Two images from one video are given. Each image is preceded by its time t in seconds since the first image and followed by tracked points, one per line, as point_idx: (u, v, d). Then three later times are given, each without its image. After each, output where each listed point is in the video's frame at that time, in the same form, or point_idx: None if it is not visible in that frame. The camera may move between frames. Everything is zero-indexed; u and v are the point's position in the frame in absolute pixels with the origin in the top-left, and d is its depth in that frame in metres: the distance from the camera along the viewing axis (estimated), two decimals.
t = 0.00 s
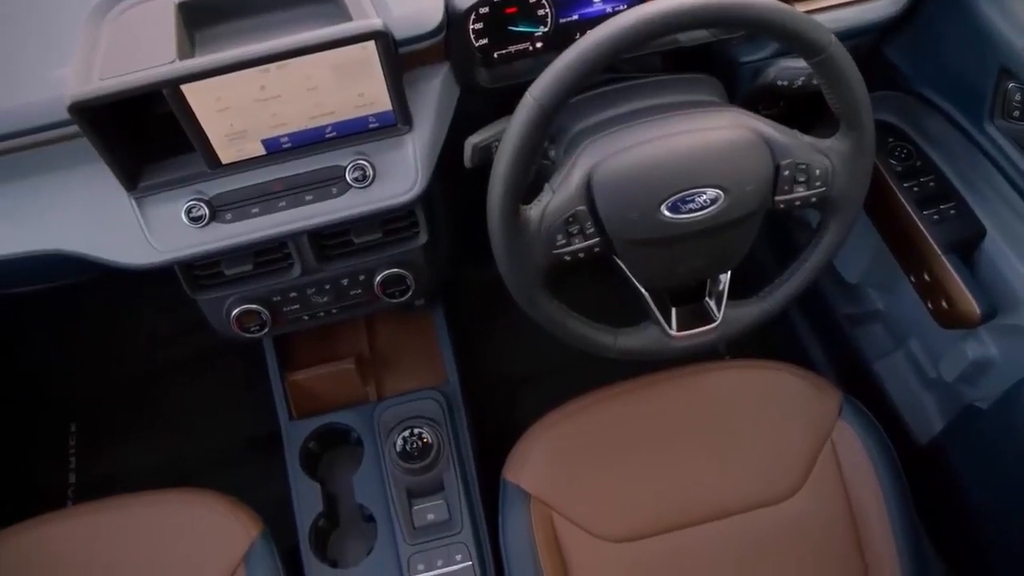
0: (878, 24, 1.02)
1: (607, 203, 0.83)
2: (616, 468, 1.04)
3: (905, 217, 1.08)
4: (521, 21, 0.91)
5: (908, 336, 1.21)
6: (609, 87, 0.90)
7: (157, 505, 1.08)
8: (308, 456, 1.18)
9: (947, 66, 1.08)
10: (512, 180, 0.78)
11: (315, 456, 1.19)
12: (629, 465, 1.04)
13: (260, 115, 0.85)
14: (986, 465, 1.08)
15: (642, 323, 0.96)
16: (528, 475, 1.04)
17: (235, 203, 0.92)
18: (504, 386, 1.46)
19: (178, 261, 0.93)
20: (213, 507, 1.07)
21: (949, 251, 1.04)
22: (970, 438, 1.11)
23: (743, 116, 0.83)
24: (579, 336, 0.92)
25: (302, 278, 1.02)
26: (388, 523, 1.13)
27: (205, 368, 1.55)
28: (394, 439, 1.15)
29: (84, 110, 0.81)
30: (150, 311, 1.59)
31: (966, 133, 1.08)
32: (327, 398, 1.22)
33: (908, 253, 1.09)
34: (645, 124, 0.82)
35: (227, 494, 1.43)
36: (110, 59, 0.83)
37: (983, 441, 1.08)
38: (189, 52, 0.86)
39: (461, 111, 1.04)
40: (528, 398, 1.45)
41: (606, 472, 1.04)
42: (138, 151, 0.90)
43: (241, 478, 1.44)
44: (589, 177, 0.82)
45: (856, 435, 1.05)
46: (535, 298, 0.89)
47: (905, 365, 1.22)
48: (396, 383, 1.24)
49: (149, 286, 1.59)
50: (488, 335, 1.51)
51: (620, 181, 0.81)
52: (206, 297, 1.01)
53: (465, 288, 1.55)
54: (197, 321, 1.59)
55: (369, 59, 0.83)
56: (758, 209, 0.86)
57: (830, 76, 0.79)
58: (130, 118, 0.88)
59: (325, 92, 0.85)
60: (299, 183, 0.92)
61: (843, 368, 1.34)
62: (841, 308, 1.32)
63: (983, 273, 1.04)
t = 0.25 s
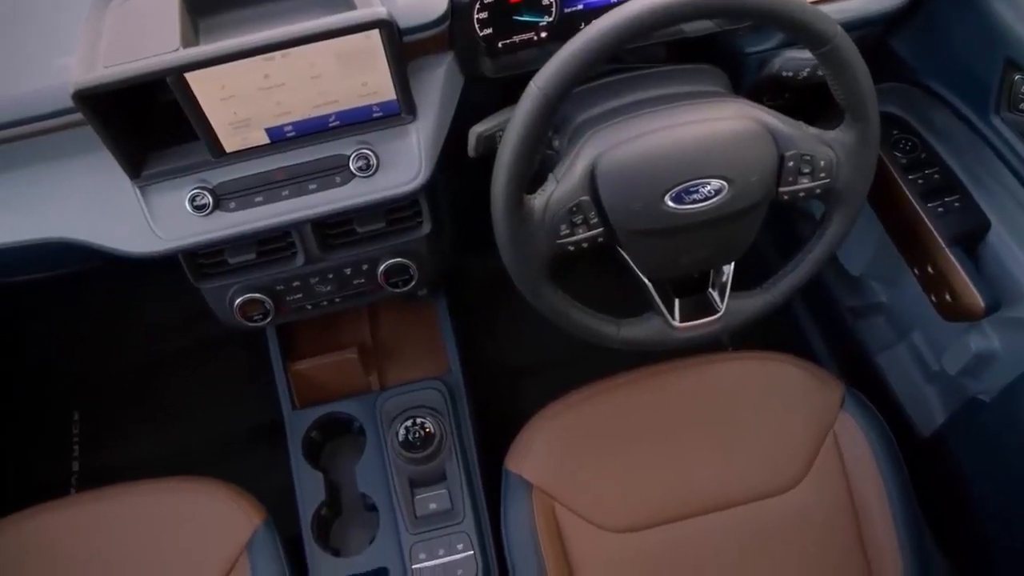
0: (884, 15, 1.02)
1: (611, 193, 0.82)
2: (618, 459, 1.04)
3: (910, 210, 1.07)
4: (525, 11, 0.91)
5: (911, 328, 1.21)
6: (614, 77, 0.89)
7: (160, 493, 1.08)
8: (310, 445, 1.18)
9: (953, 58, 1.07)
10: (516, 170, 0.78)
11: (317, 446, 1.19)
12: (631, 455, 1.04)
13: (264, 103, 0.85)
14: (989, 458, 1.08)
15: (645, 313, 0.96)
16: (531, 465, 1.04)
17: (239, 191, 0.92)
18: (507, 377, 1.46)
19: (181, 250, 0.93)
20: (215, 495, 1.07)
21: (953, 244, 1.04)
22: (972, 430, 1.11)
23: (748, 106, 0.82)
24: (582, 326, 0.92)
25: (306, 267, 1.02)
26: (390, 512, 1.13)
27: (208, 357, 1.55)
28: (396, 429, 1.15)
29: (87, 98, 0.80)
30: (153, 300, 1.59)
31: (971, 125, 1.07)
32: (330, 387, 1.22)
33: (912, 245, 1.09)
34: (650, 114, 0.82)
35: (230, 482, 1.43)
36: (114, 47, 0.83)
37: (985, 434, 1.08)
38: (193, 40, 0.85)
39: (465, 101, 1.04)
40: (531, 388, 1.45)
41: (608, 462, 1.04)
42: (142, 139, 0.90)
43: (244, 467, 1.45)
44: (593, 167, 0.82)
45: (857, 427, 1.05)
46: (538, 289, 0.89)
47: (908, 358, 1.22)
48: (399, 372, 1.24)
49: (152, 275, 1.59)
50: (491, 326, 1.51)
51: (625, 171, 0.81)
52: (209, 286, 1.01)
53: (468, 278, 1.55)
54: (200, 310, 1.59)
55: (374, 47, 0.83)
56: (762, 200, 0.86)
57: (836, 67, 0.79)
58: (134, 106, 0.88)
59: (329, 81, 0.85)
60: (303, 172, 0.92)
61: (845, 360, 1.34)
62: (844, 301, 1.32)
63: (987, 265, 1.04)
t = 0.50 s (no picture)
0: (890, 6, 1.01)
1: (615, 183, 0.82)
2: (620, 449, 1.04)
3: (915, 203, 1.07)
4: (529, 1, 0.91)
5: (914, 321, 1.21)
6: (618, 67, 0.89)
7: (162, 481, 1.08)
8: (313, 435, 1.18)
9: (958, 49, 1.07)
10: (520, 159, 0.78)
11: (320, 435, 1.20)
12: (633, 446, 1.04)
13: (268, 92, 0.85)
14: (991, 451, 1.09)
15: (648, 304, 0.96)
16: (533, 455, 1.04)
17: (243, 180, 0.92)
18: (508, 367, 1.46)
19: (185, 238, 0.93)
20: (218, 483, 1.08)
21: (956, 237, 1.04)
22: (974, 423, 1.11)
23: (753, 97, 0.82)
24: (585, 316, 0.92)
25: (308, 256, 1.02)
26: (392, 501, 1.13)
27: (211, 346, 1.55)
28: (399, 418, 1.15)
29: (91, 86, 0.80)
30: (156, 288, 1.59)
31: (976, 116, 1.07)
32: (332, 376, 1.23)
33: (916, 237, 1.09)
34: (654, 104, 0.82)
35: (232, 471, 1.44)
36: (118, 34, 0.83)
37: (987, 426, 1.08)
38: (198, 28, 0.85)
39: (469, 90, 1.04)
40: (533, 378, 1.45)
41: (610, 453, 1.04)
42: (146, 127, 0.90)
43: (246, 455, 1.45)
44: (597, 157, 0.82)
45: (860, 419, 1.05)
46: (541, 278, 0.89)
47: (910, 351, 1.22)
48: (402, 362, 1.24)
49: (155, 265, 1.59)
50: (493, 316, 1.51)
51: (629, 161, 0.81)
52: (212, 275, 1.01)
53: (470, 268, 1.55)
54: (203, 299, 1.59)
55: (378, 36, 0.82)
56: (766, 191, 0.85)
57: (841, 57, 0.78)
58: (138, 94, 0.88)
59: (333, 70, 0.85)
60: (306, 160, 0.92)
61: (848, 353, 1.34)
62: (846, 293, 1.32)
63: (991, 258, 1.04)
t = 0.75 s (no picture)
0: None
1: (619, 172, 0.82)
2: (623, 440, 1.04)
3: (920, 195, 1.07)
4: None
5: (917, 314, 1.20)
6: (623, 57, 0.89)
7: (165, 469, 1.09)
8: (316, 424, 1.18)
9: (965, 41, 1.06)
10: (524, 149, 0.78)
11: (323, 424, 1.20)
12: (636, 437, 1.04)
13: (271, 80, 0.85)
14: (993, 443, 1.09)
15: (651, 294, 0.96)
16: (535, 445, 1.05)
17: (246, 168, 0.92)
18: (511, 358, 1.46)
19: (189, 227, 0.93)
20: (221, 471, 1.08)
21: (961, 229, 1.03)
22: (977, 416, 1.11)
23: (758, 87, 0.82)
24: (588, 307, 0.92)
25: (312, 245, 1.02)
26: (394, 490, 1.13)
27: (214, 335, 1.55)
28: (401, 408, 1.14)
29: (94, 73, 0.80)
30: (159, 277, 1.59)
31: (981, 108, 1.07)
32: (335, 365, 1.23)
33: (920, 230, 1.09)
34: (659, 94, 0.82)
35: (236, 459, 1.44)
36: (122, 21, 0.83)
37: (990, 419, 1.08)
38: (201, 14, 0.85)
39: (474, 80, 1.04)
40: (535, 370, 1.46)
41: (612, 443, 1.04)
42: (150, 115, 0.90)
43: (249, 444, 1.45)
44: (602, 146, 0.82)
45: (862, 411, 1.05)
46: (545, 268, 0.89)
47: (913, 343, 1.22)
48: (405, 352, 1.24)
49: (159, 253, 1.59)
50: (497, 306, 1.51)
51: (633, 151, 0.81)
52: (215, 263, 1.01)
53: (474, 258, 1.55)
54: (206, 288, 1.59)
55: (382, 25, 0.82)
56: (771, 181, 0.85)
57: (847, 48, 0.78)
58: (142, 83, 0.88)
59: (337, 58, 0.85)
60: (310, 149, 0.92)
61: (850, 345, 1.34)
62: (849, 286, 1.31)
63: (995, 250, 1.04)
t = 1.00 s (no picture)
0: None
1: (623, 162, 0.82)
2: (625, 430, 1.04)
3: (924, 187, 1.06)
4: None
5: (921, 307, 1.20)
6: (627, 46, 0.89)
7: (168, 457, 1.09)
8: (318, 413, 1.18)
9: (971, 32, 1.06)
10: (528, 138, 0.78)
11: (325, 413, 1.20)
12: (638, 427, 1.04)
13: (275, 68, 0.85)
14: (995, 436, 1.09)
15: (654, 285, 0.96)
16: (537, 435, 1.05)
17: (250, 156, 0.92)
18: (514, 349, 1.47)
19: (192, 215, 0.93)
20: (223, 459, 1.08)
21: (966, 221, 1.03)
22: (979, 408, 1.11)
23: (763, 78, 0.82)
24: (591, 297, 0.92)
25: (315, 234, 1.02)
26: (396, 480, 1.14)
27: (216, 324, 1.55)
28: (404, 397, 1.15)
29: (98, 61, 0.80)
30: (163, 267, 1.60)
31: (987, 100, 1.07)
32: (338, 355, 1.23)
33: (924, 222, 1.08)
34: (662, 84, 0.81)
35: (238, 448, 1.44)
36: (125, 8, 0.82)
37: (993, 411, 1.08)
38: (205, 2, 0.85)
39: (478, 69, 1.03)
40: (538, 361, 1.46)
41: (614, 433, 1.04)
42: (153, 103, 0.90)
43: (251, 433, 1.46)
44: (606, 136, 0.82)
45: (864, 403, 1.05)
46: (548, 258, 0.89)
47: (916, 336, 1.22)
48: (407, 341, 1.24)
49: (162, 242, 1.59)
50: (499, 297, 1.51)
51: (637, 141, 0.81)
52: (219, 252, 1.01)
53: (477, 249, 1.55)
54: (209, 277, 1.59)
55: (386, 13, 0.82)
56: (775, 172, 0.85)
57: (852, 38, 0.78)
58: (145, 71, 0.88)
59: (341, 46, 0.84)
60: (314, 137, 0.92)
61: (853, 337, 1.34)
62: (852, 278, 1.31)
63: (1000, 243, 1.03)
